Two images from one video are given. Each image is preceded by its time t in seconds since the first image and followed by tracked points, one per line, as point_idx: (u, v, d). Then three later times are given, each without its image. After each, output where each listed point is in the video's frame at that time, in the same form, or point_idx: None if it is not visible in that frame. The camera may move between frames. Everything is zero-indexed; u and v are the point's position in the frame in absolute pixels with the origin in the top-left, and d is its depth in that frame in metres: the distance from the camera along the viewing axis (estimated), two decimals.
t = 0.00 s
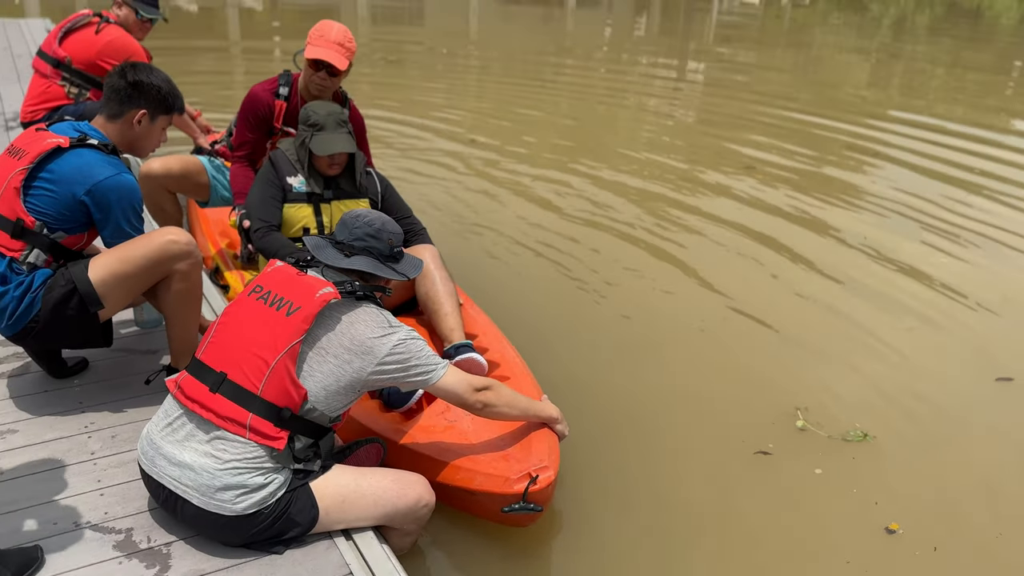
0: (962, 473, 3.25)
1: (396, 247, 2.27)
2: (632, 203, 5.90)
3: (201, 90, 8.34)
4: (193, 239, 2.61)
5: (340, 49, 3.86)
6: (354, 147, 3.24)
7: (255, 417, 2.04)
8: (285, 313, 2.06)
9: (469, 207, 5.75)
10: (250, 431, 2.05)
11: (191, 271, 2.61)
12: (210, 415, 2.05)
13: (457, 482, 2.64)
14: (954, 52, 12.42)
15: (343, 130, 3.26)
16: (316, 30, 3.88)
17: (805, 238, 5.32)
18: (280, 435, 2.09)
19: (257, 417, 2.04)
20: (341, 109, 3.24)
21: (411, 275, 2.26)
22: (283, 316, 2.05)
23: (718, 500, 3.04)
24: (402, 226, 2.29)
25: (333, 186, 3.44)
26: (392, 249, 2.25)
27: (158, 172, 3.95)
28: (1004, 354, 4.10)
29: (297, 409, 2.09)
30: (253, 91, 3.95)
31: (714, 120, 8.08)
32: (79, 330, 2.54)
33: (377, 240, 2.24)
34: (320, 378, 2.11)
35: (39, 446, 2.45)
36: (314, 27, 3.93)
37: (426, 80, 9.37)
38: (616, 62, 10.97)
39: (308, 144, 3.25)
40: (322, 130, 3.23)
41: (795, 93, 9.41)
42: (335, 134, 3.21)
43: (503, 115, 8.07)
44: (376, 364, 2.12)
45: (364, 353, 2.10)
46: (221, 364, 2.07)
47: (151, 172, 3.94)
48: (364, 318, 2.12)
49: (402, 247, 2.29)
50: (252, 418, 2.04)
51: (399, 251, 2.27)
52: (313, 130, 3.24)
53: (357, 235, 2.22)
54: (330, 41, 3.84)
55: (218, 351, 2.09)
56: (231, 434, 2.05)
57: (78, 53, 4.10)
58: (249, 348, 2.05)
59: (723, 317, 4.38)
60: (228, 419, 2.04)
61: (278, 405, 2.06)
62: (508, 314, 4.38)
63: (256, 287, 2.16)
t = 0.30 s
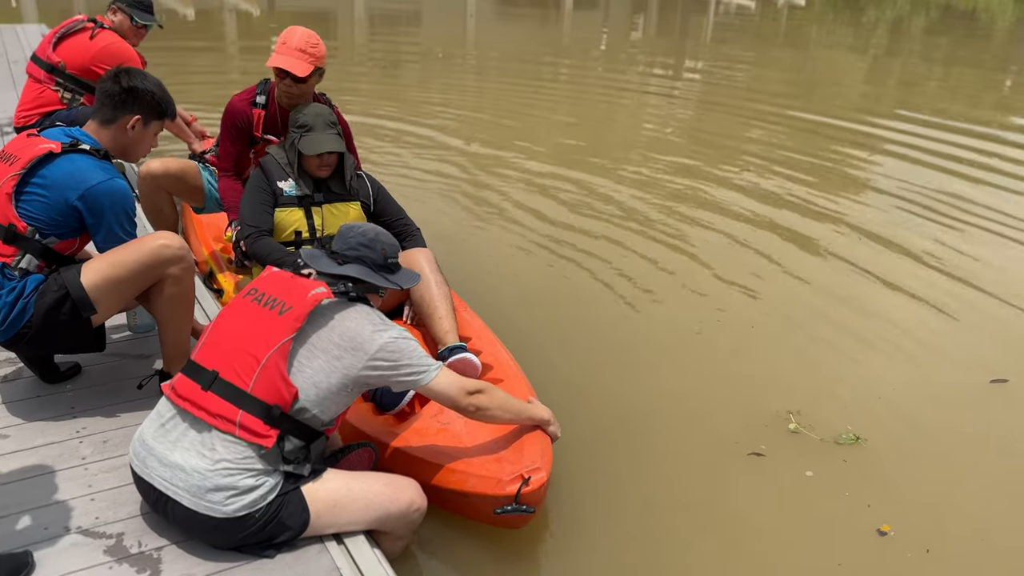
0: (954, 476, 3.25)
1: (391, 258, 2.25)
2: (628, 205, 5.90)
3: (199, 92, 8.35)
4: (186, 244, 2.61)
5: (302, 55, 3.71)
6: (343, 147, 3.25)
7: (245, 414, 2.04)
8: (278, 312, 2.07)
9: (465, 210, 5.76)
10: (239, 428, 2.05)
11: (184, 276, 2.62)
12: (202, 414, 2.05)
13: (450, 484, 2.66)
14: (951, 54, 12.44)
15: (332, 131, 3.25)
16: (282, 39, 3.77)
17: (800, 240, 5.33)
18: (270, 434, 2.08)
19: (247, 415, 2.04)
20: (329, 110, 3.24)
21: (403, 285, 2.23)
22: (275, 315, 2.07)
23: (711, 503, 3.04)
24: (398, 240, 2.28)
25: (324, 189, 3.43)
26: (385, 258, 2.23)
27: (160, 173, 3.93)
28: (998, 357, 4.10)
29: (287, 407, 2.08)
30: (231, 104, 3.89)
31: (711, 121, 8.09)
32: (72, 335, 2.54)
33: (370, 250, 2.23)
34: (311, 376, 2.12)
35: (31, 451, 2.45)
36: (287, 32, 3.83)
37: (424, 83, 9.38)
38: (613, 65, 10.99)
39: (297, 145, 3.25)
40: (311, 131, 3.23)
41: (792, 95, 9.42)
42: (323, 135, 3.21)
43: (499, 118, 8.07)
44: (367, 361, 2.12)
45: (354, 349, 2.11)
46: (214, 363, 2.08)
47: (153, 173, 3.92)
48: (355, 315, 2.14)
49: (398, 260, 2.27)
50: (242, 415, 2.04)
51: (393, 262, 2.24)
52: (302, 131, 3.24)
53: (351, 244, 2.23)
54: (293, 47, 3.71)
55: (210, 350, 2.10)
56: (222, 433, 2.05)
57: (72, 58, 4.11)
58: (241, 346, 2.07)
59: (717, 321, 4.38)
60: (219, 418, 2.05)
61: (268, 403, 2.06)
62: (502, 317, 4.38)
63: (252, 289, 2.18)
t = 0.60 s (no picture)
0: (947, 477, 3.26)
1: (386, 264, 2.26)
2: (624, 207, 5.90)
3: (195, 96, 8.34)
4: (180, 249, 2.61)
5: (247, 79, 3.66)
6: (335, 149, 3.27)
7: (239, 416, 2.04)
8: (272, 315, 2.08)
9: (461, 212, 5.75)
10: (233, 430, 2.05)
11: (178, 281, 2.62)
12: (196, 416, 2.06)
13: (446, 483, 2.67)
14: (948, 56, 12.44)
15: (324, 133, 3.27)
16: (223, 62, 3.68)
17: (796, 242, 5.32)
18: (263, 436, 2.08)
19: (241, 418, 2.05)
20: (321, 112, 3.25)
21: (398, 291, 2.24)
22: (269, 318, 2.07)
23: (704, 504, 3.05)
24: (394, 244, 2.29)
25: (317, 192, 3.44)
26: (380, 264, 2.24)
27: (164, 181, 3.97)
28: (993, 359, 4.10)
29: (281, 410, 2.09)
30: (187, 123, 3.80)
31: (707, 123, 8.09)
32: (66, 341, 2.55)
33: (366, 255, 2.24)
34: (303, 378, 2.13)
35: (24, 456, 2.45)
36: (229, 52, 3.74)
37: (420, 86, 9.37)
38: (609, 68, 10.98)
39: (289, 147, 3.27)
40: (303, 133, 3.25)
41: (788, 97, 9.42)
42: (315, 137, 3.23)
43: (496, 120, 8.07)
44: (357, 362, 2.12)
45: (345, 350, 2.11)
46: (209, 366, 2.08)
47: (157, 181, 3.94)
48: (346, 316, 2.14)
49: (393, 265, 2.28)
50: (236, 418, 2.04)
51: (388, 267, 2.26)
52: (294, 133, 3.25)
53: (347, 249, 2.24)
54: (236, 72, 3.64)
55: (205, 353, 2.10)
56: (216, 434, 2.05)
57: (66, 63, 4.11)
58: (235, 349, 2.07)
59: (712, 323, 4.38)
60: (213, 419, 2.05)
61: (262, 405, 2.06)
62: (497, 319, 4.38)
63: (248, 292, 2.17)
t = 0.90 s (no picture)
0: (946, 479, 3.27)
1: (384, 268, 2.26)
2: (623, 210, 5.91)
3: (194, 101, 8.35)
4: (184, 260, 2.62)
5: (221, 94, 3.56)
6: (336, 150, 3.28)
7: (239, 421, 2.05)
8: (271, 320, 2.09)
9: (460, 216, 5.76)
10: (233, 435, 2.06)
11: (182, 291, 2.63)
12: (196, 421, 2.06)
13: (448, 482, 2.68)
14: (944, 58, 12.47)
15: (325, 135, 3.29)
16: (194, 78, 3.59)
17: (794, 245, 5.33)
18: (263, 441, 2.09)
19: (241, 422, 2.06)
20: (324, 113, 3.29)
21: (394, 296, 2.24)
22: (268, 323, 2.08)
23: (703, 506, 3.06)
24: (392, 248, 2.28)
25: (318, 193, 3.45)
26: (377, 268, 2.23)
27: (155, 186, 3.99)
28: (991, 361, 4.11)
29: (281, 414, 2.10)
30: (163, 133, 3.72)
31: (705, 126, 8.11)
32: (71, 347, 2.58)
33: (363, 259, 2.24)
34: (303, 381, 2.13)
35: (24, 461, 2.46)
36: (199, 65, 3.65)
37: (419, 90, 9.38)
38: (608, 71, 11.00)
39: (290, 147, 3.29)
40: (305, 133, 3.27)
41: (786, 100, 9.44)
42: (316, 137, 3.25)
43: (495, 123, 8.08)
44: (356, 364, 2.13)
45: (344, 352, 2.12)
46: (208, 371, 2.09)
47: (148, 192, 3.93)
48: (344, 320, 2.15)
49: (390, 269, 2.28)
50: (235, 422, 2.05)
51: (385, 272, 2.25)
52: (296, 134, 3.28)
53: (344, 253, 2.24)
54: (209, 87, 3.55)
55: (205, 359, 2.11)
56: (216, 439, 2.06)
57: (64, 69, 4.13)
58: (234, 354, 2.08)
59: (711, 325, 4.39)
60: (212, 424, 2.06)
61: (261, 410, 2.07)
62: (497, 322, 4.39)
63: (247, 298, 2.18)
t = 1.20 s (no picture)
0: (947, 483, 3.27)
1: (383, 271, 2.25)
2: (623, 213, 5.91)
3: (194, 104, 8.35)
4: (203, 271, 2.63)
5: (226, 104, 3.58)
6: (337, 153, 3.29)
7: (239, 426, 2.05)
8: (270, 324, 2.09)
9: (461, 218, 5.76)
10: (233, 440, 2.06)
11: (198, 301, 2.64)
12: (197, 426, 2.06)
13: (450, 484, 2.68)
14: (943, 61, 12.48)
15: (326, 137, 3.30)
16: (196, 89, 3.58)
17: (795, 248, 5.33)
18: (264, 445, 2.09)
19: (241, 427, 2.05)
20: (322, 115, 3.29)
21: (393, 298, 2.24)
22: (268, 327, 2.08)
23: (705, 510, 3.05)
24: (391, 250, 2.28)
25: (320, 195, 3.45)
26: (376, 270, 2.24)
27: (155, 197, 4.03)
28: (991, 365, 4.11)
29: (281, 418, 2.10)
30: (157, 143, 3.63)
31: (705, 129, 8.11)
32: (86, 350, 2.61)
33: (362, 262, 2.24)
34: (303, 385, 2.13)
35: (26, 465, 2.46)
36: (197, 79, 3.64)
37: (419, 93, 9.38)
38: (608, 74, 11.01)
39: (291, 150, 3.29)
40: (305, 136, 3.28)
41: (786, 102, 9.44)
42: (317, 140, 3.26)
43: (495, 127, 8.08)
44: (357, 366, 2.13)
45: (344, 355, 2.12)
46: (208, 376, 2.09)
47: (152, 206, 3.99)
48: (344, 323, 2.15)
49: (389, 272, 2.28)
50: (236, 427, 2.05)
51: (384, 274, 2.25)
52: (296, 137, 3.28)
53: (344, 256, 2.24)
54: (214, 98, 3.56)
55: (205, 364, 2.11)
56: (216, 444, 2.06)
57: (65, 72, 4.13)
58: (234, 359, 2.08)
59: (712, 328, 4.39)
60: (213, 430, 2.06)
61: (262, 414, 2.07)
62: (497, 325, 4.38)
63: (246, 302, 2.18)
